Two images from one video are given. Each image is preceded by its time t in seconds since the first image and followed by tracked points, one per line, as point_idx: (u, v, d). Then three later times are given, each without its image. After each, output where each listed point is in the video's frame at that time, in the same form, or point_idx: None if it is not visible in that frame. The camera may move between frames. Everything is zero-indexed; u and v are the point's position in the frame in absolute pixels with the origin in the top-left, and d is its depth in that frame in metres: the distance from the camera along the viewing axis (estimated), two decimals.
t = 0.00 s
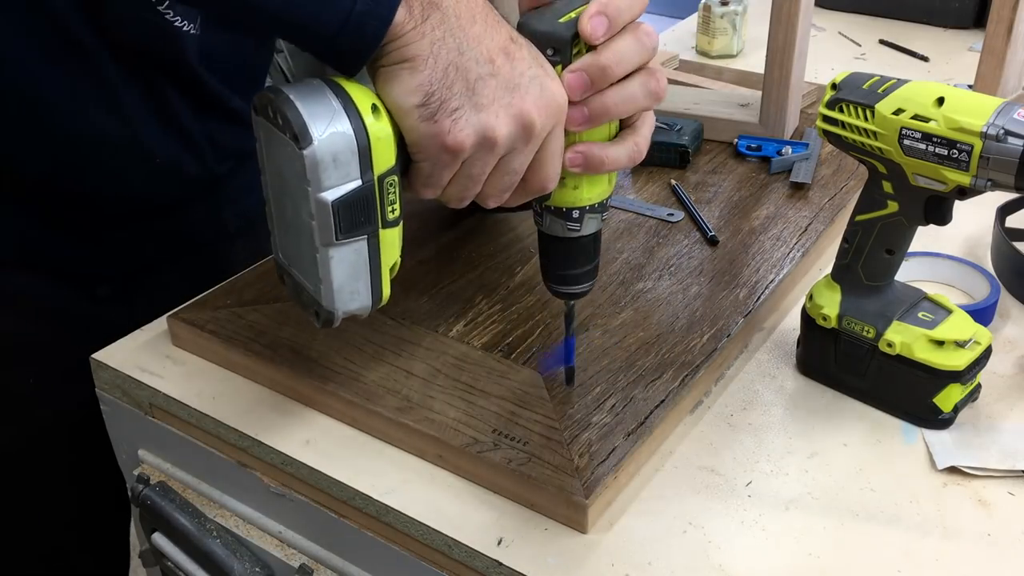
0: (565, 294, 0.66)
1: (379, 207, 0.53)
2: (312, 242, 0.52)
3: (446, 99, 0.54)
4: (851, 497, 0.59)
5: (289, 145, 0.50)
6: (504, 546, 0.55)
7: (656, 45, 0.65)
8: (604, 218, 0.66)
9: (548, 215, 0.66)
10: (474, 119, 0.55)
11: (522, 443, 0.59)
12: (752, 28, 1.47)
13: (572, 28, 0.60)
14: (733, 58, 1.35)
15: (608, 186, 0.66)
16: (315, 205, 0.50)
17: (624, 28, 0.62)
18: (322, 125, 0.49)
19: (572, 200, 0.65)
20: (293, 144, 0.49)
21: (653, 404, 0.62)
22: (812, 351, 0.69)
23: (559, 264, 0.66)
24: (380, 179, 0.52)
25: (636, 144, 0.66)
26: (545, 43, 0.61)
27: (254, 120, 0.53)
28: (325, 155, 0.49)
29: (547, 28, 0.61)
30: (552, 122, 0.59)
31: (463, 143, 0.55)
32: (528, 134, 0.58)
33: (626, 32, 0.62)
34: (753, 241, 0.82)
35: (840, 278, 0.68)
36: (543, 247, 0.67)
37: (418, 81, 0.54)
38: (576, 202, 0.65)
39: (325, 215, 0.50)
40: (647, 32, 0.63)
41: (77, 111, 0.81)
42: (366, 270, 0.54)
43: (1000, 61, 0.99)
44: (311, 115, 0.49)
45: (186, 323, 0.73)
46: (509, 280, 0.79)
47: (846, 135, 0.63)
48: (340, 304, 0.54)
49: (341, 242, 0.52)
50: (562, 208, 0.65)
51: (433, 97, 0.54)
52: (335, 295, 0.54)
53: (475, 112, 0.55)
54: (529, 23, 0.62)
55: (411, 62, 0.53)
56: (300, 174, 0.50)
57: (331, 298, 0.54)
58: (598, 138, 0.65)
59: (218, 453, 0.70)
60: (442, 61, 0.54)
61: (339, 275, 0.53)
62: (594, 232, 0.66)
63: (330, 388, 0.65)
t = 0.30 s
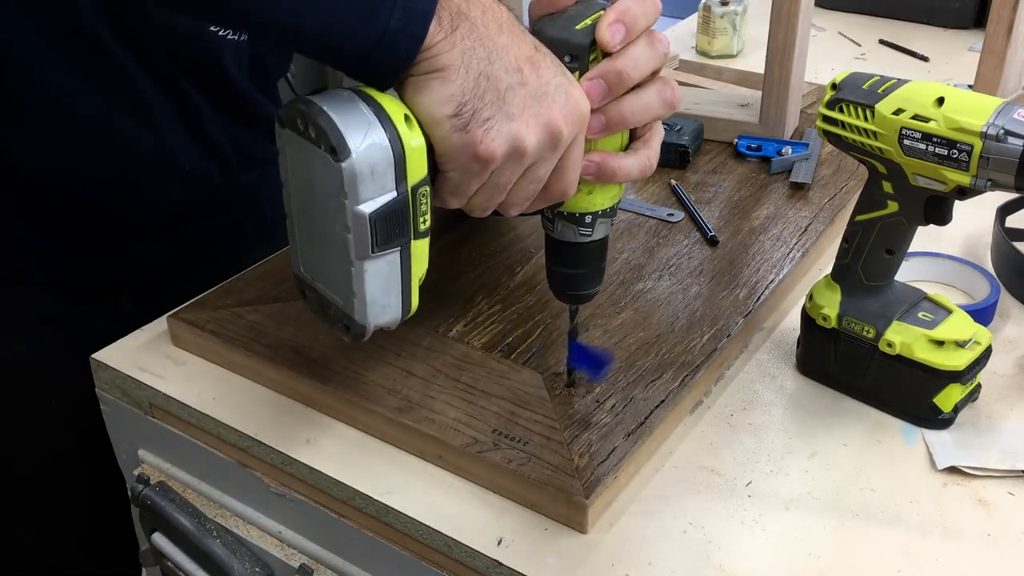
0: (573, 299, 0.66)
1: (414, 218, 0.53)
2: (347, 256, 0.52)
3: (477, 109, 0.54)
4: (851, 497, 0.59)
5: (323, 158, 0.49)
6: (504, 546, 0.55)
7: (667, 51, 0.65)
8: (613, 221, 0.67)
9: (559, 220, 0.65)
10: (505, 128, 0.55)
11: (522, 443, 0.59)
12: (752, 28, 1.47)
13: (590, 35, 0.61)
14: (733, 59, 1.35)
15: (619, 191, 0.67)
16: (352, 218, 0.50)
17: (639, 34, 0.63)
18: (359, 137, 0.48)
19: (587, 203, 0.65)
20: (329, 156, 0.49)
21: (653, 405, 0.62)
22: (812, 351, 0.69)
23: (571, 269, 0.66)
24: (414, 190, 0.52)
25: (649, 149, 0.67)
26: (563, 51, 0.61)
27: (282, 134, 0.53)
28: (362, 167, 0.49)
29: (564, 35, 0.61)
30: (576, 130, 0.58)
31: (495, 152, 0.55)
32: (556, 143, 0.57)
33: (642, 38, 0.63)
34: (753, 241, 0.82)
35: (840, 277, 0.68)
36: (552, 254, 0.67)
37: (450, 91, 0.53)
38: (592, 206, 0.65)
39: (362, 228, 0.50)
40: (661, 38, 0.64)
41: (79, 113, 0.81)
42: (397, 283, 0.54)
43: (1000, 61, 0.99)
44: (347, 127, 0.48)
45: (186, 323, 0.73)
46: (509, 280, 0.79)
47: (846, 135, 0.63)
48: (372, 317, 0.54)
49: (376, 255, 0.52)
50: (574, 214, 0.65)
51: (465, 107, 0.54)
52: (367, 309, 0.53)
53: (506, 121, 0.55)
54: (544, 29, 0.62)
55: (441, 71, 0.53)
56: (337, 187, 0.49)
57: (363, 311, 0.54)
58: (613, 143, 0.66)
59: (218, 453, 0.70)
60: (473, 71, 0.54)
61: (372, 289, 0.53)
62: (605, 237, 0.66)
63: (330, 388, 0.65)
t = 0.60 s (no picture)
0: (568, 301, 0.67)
1: (421, 227, 0.49)
2: (354, 267, 0.48)
3: (480, 116, 0.52)
4: (850, 497, 0.59)
5: (325, 168, 0.46)
6: (504, 545, 0.55)
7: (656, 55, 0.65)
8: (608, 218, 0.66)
9: (554, 221, 0.65)
10: (508, 133, 0.53)
11: (522, 443, 0.59)
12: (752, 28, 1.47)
13: (579, 34, 0.58)
14: (733, 58, 1.35)
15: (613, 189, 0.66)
16: (359, 228, 0.46)
17: (620, 35, 0.63)
18: (363, 146, 0.45)
19: (579, 203, 0.64)
20: (333, 169, 0.45)
21: (653, 405, 0.62)
22: (812, 351, 0.69)
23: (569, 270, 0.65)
24: (420, 196, 0.49)
25: (642, 147, 0.66)
26: (557, 52, 0.58)
27: (277, 145, 0.48)
28: (368, 175, 0.45)
29: (555, 36, 0.58)
30: (575, 134, 0.57)
31: (499, 160, 0.53)
32: (556, 146, 0.56)
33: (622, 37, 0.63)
34: (753, 241, 0.82)
35: (840, 277, 0.68)
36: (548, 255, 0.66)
37: (454, 99, 0.51)
38: (584, 206, 0.64)
39: (370, 238, 0.46)
40: (648, 39, 0.64)
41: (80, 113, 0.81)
42: (409, 291, 0.50)
43: (1001, 61, 0.99)
44: (349, 136, 0.45)
45: (186, 323, 0.73)
46: (509, 280, 0.79)
47: (846, 135, 0.63)
48: (384, 328, 0.50)
49: (386, 264, 0.48)
50: (569, 213, 0.64)
51: (469, 115, 0.52)
52: (378, 320, 0.49)
53: (507, 128, 0.53)
54: (531, 25, 0.58)
55: (445, 78, 0.51)
56: (340, 198, 0.46)
57: (374, 322, 0.49)
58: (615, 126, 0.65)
59: (218, 453, 0.70)
60: (474, 77, 0.52)
61: (384, 300, 0.49)
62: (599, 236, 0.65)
63: (329, 388, 0.65)
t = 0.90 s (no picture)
0: (571, 300, 0.65)
1: (439, 215, 0.49)
2: (373, 253, 0.47)
3: (502, 107, 0.52)
4: (850, 497, 0.59)
5: (349, 154, 0.45)
6: (504, 546, 0.55)
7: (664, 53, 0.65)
8: (612, 218, 0.65)
9: (561, 218, 0.63)
10: (528, 125, 0.53)
11: (522, 443, 0.59)
12: (752, 28, 1.47)
13: (592, 31, 0.59)
14: (733, 58, 1.35)
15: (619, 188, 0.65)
16: (382, 214, 0.45)
17: (632, 32, 0.63)
18: (388, 131, 0.44)
19: (588, 201, 0.62)
20: (356, 153, 0.44)
21: (653, 405, 0.62)
22: (812, 352, 0.69)
23: (576, 269, 0.64)
24: (439, 184, 0.49)
25: (650, 144, 0.65)
26: (571, 48, 0.59)
27: (296, 132, 0.47)
28: (394, 160, 0.44)
29: (568, 30, 0.58)
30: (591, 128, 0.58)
31: (517, 151, 0.53)
32: (572, 140, 0.56)
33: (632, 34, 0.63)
34: (752, 241, 0.82)
35: (839, 277, 0.68)
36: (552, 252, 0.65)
37: (476, 89, 0.51)
38: (592, 203, 0.63)
39: (392, 225, 0.46)
40: (656, 38, 0.64)
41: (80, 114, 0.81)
42: (424, 280, 0.50)
43: (1001, 61, 0.98)
44: (376, 120, 0.44)
45: (186, 324, 0.73)
46: (509, 280, 0.79)
47: (846, 135, 0.63)
48: (399, 316, 0.50)
49: (405, 251, 0.47)
50: (577, 211, 0.63)
51: (490, 106, 0.52)
52: (395, 307, 0.49)
53: (528, 121, 0.53)
54: (546, 21, 0.59)
55: (468, 69, 0.51)
56: (363, 183, 0.45)
57: (390, 310, 0.49)
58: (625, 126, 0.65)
59: (218, 453, 0.70)
60: (497, 69, 0.52)
61: (400, 287, 0.48)
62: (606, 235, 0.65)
63: (329, 389, 0.65)
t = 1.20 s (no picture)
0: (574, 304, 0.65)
1: (464, 226, 0.49)
2: (401, 269, 0.47)
3: (521, 117, 0.51)
4: (850, 497, 0.59)
5: (374, 170, 0.45)
6: (504, 546, 0.55)
7: (667, 58, 0.65)
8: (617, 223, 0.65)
9: (567, 223, 0.63)
10: (547, 135, 0.53)
11: (522, 443, 0.59)
12: (752, 28, 1.47)
13: (598, 37, 0.59)
14: (733, 58, 1.35)
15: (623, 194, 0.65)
16: (409, 230, 0.45)
17: (635, 38, 0.63)
18: (415, 145, 0.44)
19: (594, 207, 0.62)
20: (383, 169, 0.44)
21: (653, 405, 0.62)
22: (812, 352, 0.69)
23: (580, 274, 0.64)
24: (464, 197, 0.48)
25: (654, 149, 0.66)
26: (578, 54, 0.59)
27: (315, 148, 0.47)
28: (421, 175, 0.44)
29: (575, 37, 0.58)
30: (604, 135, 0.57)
31: (537, 161, 0.52)
32: (586, 148, 0.56)
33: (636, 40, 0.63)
34: (753, 241, 0.82)
35: (840, 277, 0.68)
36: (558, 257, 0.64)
37: (494, 100, 0.50)
38: (599, 209, 0.62)
39: (420, 240, 0.46)
40: (660, 43, 0.65)
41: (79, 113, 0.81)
42: (449, 292, 0.50)
43: (1001, 61, 0.98)
44: (400, 135, 0.44)
45: (186, 324, 0.73)
46: (509, 280, 0.79)
47: (846, 135, 0.63)
48: (425, 330, 0.49)
49: (433, 265, 0.47)
50: (584, 216, 0.62)
51: (509, 116, 0.51)
52: (422, 320, 0.49)
53: (546, 131, 0.53)
54: (551, 28, 0.59)
55: (486, 79, 0.50)
56: (390, 199, 0.45)
57: (417, 325, 0.49)
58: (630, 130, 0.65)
59: (218, 453, 0.70)
60: (514, 80, 0.51)
61: (427, 300, 0.48)
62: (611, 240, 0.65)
63: (329, 389, 0.65)
